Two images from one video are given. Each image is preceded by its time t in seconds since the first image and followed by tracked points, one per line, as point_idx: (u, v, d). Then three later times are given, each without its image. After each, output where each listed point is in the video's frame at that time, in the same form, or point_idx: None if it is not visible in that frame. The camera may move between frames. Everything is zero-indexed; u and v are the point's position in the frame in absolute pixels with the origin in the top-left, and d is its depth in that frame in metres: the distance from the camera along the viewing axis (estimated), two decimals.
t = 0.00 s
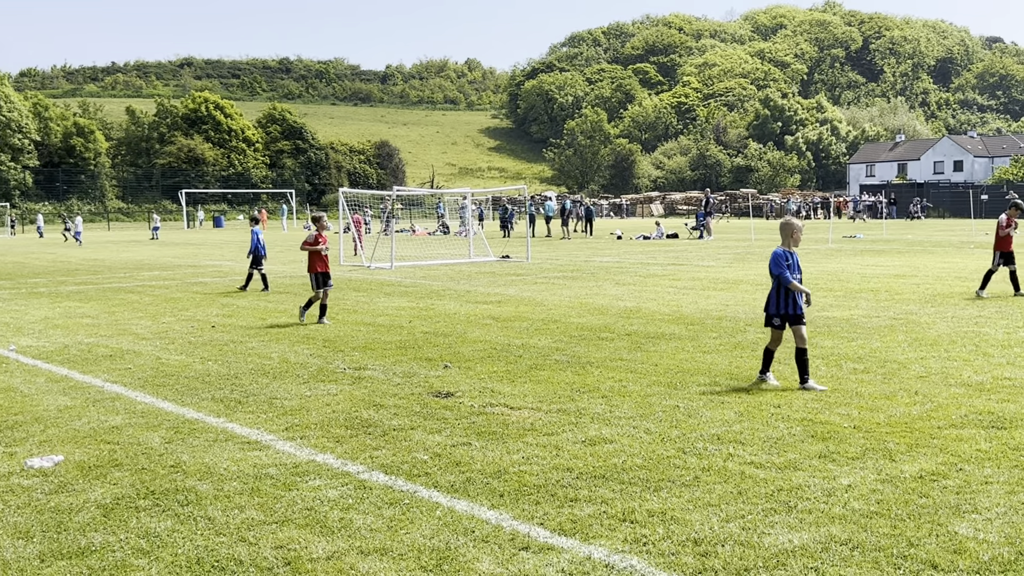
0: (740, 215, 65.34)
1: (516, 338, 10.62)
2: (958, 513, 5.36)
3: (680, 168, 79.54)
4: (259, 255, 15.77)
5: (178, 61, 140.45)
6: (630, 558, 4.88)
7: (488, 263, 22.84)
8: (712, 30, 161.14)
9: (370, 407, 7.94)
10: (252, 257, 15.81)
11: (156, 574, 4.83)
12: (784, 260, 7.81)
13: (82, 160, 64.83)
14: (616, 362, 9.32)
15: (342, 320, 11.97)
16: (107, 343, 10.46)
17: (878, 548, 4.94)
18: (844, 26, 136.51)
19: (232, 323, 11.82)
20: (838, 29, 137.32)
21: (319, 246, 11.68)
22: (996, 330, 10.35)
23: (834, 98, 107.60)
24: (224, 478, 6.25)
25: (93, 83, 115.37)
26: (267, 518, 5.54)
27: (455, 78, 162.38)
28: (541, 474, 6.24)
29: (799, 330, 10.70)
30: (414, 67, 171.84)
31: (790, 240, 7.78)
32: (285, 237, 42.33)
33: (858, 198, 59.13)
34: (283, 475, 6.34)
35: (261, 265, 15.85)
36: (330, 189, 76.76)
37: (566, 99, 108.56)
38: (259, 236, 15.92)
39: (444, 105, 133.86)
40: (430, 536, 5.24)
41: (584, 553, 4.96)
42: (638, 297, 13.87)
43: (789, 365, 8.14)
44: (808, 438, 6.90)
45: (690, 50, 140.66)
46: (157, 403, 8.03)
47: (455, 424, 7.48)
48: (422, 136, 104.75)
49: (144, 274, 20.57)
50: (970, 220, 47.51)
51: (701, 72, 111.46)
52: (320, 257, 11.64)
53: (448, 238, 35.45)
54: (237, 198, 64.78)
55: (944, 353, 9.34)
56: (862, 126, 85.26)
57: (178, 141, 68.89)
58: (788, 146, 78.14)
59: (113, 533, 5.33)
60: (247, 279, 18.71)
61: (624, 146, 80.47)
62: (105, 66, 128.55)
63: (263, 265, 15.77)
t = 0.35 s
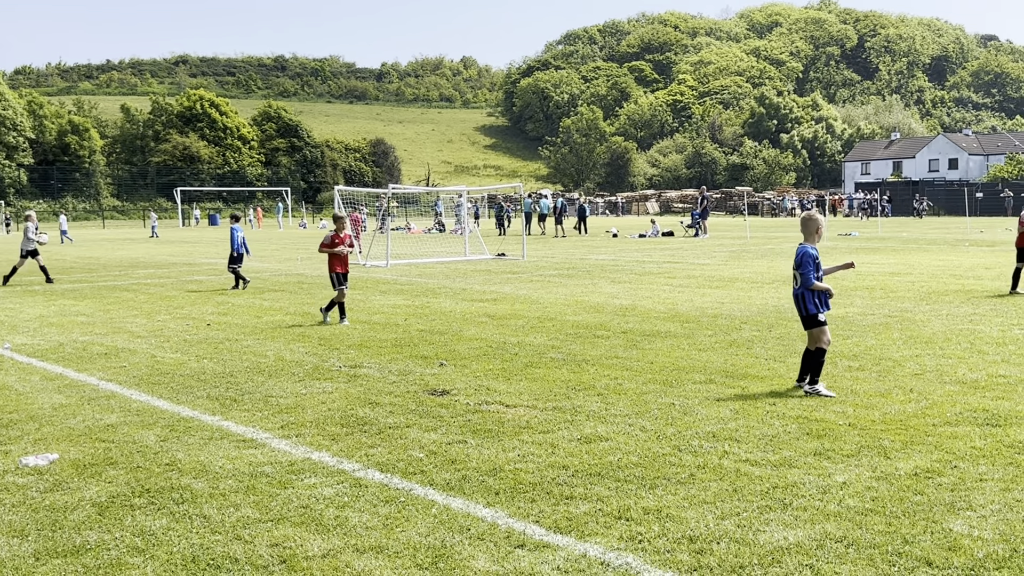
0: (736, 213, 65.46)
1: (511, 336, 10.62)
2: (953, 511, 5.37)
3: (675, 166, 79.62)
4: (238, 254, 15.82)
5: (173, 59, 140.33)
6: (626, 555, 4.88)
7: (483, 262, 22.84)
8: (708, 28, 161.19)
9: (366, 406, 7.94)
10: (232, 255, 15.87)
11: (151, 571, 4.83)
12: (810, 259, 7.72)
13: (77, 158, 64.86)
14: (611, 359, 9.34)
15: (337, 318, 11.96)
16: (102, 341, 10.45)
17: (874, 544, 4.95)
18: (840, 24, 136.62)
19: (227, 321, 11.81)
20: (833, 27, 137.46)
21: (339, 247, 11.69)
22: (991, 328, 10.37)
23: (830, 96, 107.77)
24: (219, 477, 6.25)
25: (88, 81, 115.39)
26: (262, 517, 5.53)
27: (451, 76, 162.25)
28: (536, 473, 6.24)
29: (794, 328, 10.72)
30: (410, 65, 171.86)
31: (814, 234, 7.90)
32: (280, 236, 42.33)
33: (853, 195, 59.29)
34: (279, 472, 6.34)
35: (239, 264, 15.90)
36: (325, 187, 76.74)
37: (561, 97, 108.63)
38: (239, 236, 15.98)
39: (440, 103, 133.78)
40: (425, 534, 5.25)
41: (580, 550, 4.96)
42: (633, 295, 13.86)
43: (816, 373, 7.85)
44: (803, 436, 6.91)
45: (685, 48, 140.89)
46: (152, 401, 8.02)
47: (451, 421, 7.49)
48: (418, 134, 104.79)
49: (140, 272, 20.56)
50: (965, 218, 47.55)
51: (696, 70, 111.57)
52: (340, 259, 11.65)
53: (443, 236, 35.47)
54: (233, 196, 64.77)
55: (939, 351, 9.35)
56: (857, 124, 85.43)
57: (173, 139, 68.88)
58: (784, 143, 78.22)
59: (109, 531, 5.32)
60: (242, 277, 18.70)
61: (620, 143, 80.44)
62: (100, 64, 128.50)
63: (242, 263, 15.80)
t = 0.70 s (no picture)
0: (730, 211, 65.52)
1: (505, 333, 10.62)
2: (945, 507, 5.39)
3: (670, 163, 79.69)
4: (219, 252, 15.84)
5: (166, 56, 140.19)
6: (620, 552, 4.89)
7: (478, 259, 22.81)
8: (703, 25, 161.21)
9: (360, 403, 7.94)
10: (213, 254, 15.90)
11: (144, 569, 4.83)
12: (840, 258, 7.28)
13: (71, 155, 64.91)
14: (607, 357, 9.32)
15: (331, 316, 11.96)
16: (96, 338, 10.43)
17: (867, 541, 4.96)
18: (834, 22, 136.75)
19: (221, 319, 11.80)
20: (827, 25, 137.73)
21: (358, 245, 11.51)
22: (984, 325, 10.40)
23: (824, 94, 107.99)
24: (213, 474, 6.24)
25: (82, 78, 115.34)
26: (256, 514, 5.53)
27: (445, 73, 162.17)
28: (531, 469, 6.25)
29: (788, 325, 10.74)
30: (404, 62, 171.92)
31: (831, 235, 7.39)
32: (274, 233, 42.38)
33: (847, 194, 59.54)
34: (273, 470, 6.33)
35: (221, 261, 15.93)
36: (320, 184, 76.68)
37: (556, 94, 108.65)
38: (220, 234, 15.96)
39: (434, 100, 133.67)
40: (419, 530, 5.25)
41: (574, 547, 4.97)
42: (628, 292, 13.88)
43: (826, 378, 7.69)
44: (797, 433, 6.92)
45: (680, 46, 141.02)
46: (146, 398, 8.01)
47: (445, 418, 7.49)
48: (412, 132, 104.83)
49: (135, 269, 20.53)
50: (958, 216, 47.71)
51: (691, 68, 111.72)
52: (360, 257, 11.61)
53: (438, 233, 35.52)
54: (227, 192, 64.78)
55: (933, 348, 9.38)
56: (851, 122, 85.56)
57: (167, 136, 68.88)
58: (778, 141, 78.32)
59: (102, 529, 5.32)
60: (236, 274, 18.70)
61: (614, 141, 80.40)
62: (95, 61, 128.50)
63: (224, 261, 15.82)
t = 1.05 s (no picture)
0: (723, 208, 65.55)
1: (499, 330, 10.64)
2: (937, 504, 5.41)
3: (662, 160, 79.71)
4: (196, 246, 15.85)
5: (158, 51, 139.74)
6: (612, 549, 4.91)
7: (471, 256, 22.78)
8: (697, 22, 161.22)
9: (354, 399, 7.94)
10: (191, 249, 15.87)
11: (137, 567, 4.81)
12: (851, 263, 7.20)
13: (63, 151, 64.66)
14: (599, 354, 9.33)
15: (324, 313, 11.95)
16: (88, 335, 10.41)
17: (859, 537, 4.98)
18: (827, 19, 136.81)
19: (214, 316, 11.78)
20: (820, 22, 137.93)
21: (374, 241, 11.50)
22: (975, 322, 10.44)
23: (816, 92, 108.18)
24: (205, 471, 6.24)
25: (74, 74, 114.99)
26: (249, 511, 5.53)
27: (438, 70, 161.92)
28: (523, 467, 6.26)
29: (781, 322, 10.75)
30: (398, 59, 171.69)
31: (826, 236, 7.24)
32: (267, 230, 42.24)
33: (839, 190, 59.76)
34: (266, 467, 6.33)
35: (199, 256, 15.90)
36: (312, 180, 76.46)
37: (549, 91, 108.63)
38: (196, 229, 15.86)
39: (428, 97, 133.47)
40: (412, 527, 5.25)
41: (567, 543, 4.98)
42: (620, 289, 13.88)
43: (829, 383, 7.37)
44: (789, 429, 6.94)
45: (673, 43, 141.05)
46: (137, 396, 7.99)
47: (438, 415, 7.50)
48: (405, 129, 104.69)
49: (127, 266, 20.47)
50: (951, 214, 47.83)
51: (684, 65, 111.79)
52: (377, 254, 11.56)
53: (431, 230, 35.47)
54: (219, 189, 64.60)
55: (926, 345, 9.40)
56: (844, 120, 85.67)
57: (159, 133, 68.68)
58: (770, 138, 78.42)
59: (94, 526, 5.31)
60: (229, 271, 18.63)
61: (607, 138, 80.24)
62: (87, 57, 128.05)
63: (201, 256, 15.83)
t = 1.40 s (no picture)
0: (714, 204, 65.70)
1: (490, 326, 10.63)
2: (927, 500, 5.43)
3: (654, 157, 79.74)
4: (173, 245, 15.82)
5: (149, 46, 139.23)
6: (603, 544, 4.91)
7: (462, 252, 22.76)
8: (688, 17, 161.45)
9: (345, 396, 7.94)
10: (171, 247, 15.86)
11: (128, 561, 4.81)
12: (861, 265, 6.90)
13: (53, 147, 64.36)
14: (590, 350, 9.35)
15: (315, 309, 11.93)
16: (78, 331, 10.38)
17: (850, 533, 4.99)
18: (819, 15, 136.97)
19: (205, 311, 11.76)
20: (811, 18, 138.17)
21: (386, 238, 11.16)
22: (966, 318, 10.48)
23: (807, 88, 108.36)
24: (196, 467, 6.23)
25: (64, 69, 114.51)
26: (240, 507, 5.52)
27: (430, 66, 161.60)
28: (515, 463, 6.26)
29: (772, 318, 10.76)
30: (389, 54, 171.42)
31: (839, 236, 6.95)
32: (257, 226, 42.12)
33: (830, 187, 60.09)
34: (257, 463, 6.32)
35: (177, 254, 15.89)
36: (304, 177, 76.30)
37: (541, 87, 108.57)
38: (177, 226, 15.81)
39: (419, 93, 133.27)
40: (403, 523, 5.25)
41: (558, 539, 4.99)
42: (612, 286, 13.88)
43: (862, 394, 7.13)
44: (780, 426, 6.95)
45: (665, 39, 141.19)
46: (128, 392, 7.98)
47: (430, 412, 7.49)
48: (397, 124, 104.56)
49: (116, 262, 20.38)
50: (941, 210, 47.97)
51: (676, 61, 111.90)
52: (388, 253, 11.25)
53: (423, 226, 35.43)
54: (210, 185, 64.46)
55: (915, 341, 9.43)
56: (835, 116, 85.86)
57: (150, 128, 68.46)
58: (762, 135, 78.57)
59: (85, 522, 5.30)
60: (219, 267, 18.58)
61: (599, 134, 80.16)
62: (76, 52, 127.45)
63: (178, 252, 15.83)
